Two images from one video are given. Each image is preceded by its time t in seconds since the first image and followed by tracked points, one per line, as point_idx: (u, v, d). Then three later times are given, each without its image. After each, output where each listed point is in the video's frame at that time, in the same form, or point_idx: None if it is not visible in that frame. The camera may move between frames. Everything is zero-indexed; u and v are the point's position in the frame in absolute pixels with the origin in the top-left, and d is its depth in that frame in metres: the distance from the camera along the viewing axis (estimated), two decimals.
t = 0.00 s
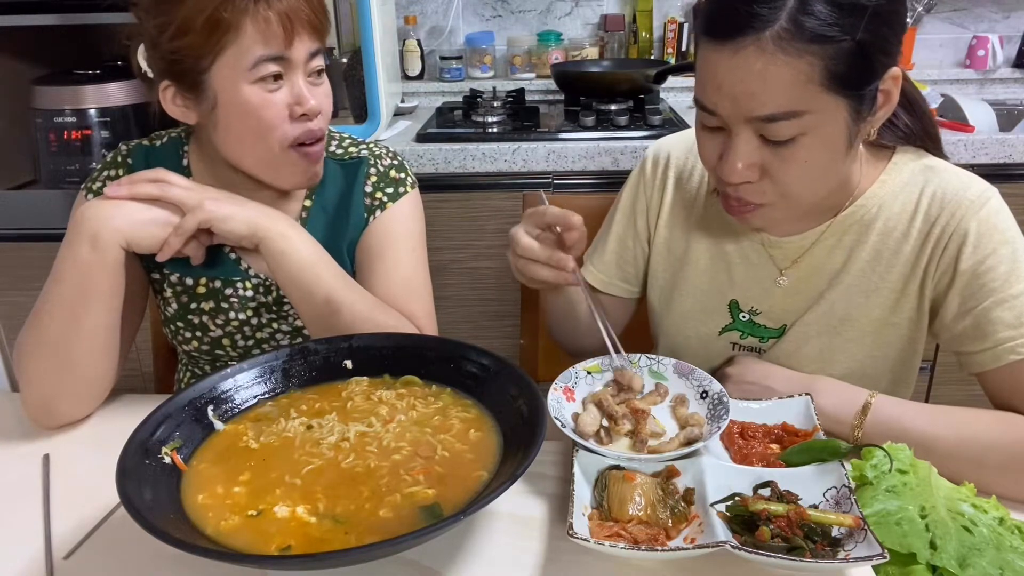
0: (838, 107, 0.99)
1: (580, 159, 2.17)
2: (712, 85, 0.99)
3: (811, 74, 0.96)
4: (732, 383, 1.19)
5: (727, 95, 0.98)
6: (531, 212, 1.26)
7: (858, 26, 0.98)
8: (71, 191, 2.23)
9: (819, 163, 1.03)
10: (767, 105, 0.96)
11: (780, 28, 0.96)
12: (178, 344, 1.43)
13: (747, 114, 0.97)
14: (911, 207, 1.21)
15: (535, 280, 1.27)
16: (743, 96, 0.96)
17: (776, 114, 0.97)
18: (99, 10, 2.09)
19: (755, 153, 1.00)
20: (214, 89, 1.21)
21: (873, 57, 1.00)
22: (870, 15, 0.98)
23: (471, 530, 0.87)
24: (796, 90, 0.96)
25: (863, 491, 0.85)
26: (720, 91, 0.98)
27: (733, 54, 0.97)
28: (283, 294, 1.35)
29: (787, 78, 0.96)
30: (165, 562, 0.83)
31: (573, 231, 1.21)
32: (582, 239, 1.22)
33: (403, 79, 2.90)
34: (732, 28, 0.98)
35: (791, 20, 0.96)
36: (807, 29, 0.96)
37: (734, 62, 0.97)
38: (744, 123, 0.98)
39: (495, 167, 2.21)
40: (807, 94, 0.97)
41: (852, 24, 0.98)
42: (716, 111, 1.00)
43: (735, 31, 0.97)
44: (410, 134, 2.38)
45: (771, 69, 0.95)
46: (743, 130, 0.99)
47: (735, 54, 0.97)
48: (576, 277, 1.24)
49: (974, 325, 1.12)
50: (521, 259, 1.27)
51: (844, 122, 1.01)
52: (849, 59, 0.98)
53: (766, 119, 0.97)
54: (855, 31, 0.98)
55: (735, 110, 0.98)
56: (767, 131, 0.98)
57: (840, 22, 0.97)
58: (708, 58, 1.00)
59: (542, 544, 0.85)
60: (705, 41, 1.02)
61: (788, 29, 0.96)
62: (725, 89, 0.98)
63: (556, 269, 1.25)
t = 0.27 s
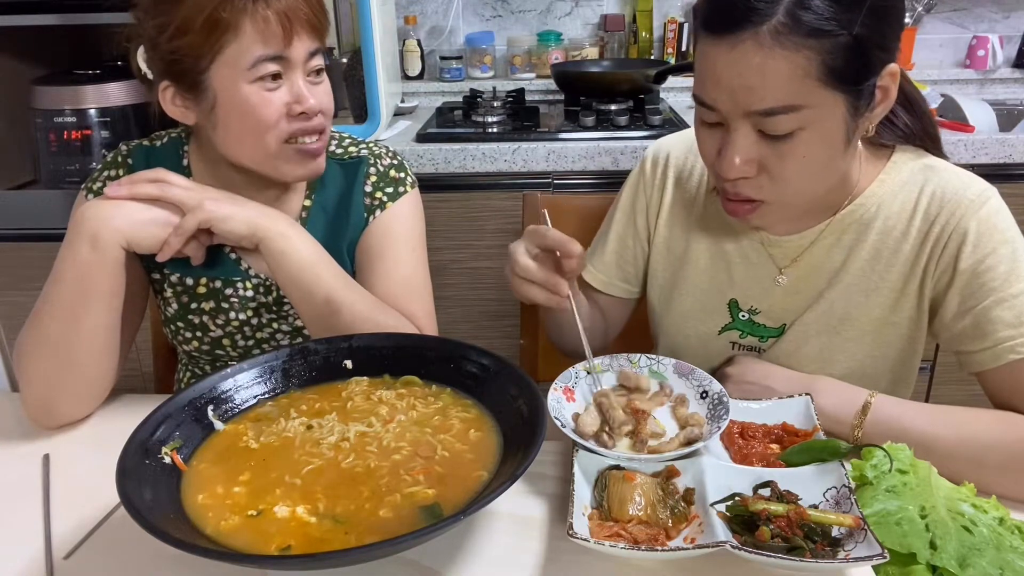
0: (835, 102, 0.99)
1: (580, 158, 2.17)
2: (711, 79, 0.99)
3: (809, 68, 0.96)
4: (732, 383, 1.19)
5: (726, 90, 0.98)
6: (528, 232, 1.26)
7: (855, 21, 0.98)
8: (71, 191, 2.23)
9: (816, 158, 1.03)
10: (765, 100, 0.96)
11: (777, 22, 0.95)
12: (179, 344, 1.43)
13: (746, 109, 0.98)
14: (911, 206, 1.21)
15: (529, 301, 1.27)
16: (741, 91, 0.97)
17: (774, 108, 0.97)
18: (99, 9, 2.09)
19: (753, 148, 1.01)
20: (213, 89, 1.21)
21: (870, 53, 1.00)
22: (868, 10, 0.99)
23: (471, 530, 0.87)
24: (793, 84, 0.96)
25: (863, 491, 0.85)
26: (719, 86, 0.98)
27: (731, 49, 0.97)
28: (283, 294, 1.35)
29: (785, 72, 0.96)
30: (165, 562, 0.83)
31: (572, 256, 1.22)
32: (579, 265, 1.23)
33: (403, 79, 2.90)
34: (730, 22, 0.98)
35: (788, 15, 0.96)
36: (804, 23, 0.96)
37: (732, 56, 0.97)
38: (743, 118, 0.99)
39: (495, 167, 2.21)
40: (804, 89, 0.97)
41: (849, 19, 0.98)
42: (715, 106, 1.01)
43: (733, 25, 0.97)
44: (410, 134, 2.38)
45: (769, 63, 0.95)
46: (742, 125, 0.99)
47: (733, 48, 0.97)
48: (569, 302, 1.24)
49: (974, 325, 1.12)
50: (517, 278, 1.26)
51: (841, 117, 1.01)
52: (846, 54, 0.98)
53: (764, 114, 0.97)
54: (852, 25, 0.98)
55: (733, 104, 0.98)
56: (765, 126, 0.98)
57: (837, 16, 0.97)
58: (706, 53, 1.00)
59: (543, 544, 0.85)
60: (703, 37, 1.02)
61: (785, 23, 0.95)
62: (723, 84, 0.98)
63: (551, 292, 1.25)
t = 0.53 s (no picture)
0: (839, 102, 0.99)
1: (580, 159, 2.17)
2: (713, 79, 0.99)
3: (812, 68, 0.96)
4: (732, 383, 1.19)
5: (728, 90, 0.98)
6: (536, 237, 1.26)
7: (859, 20, 0.98)
8: (71, 191, 2.23)
9: (821, 158, 1.03)
10: (769, 100, 0.96)
11: (780, 22, 0.95)
12: (179, 344, 1.43)
13: (748, 109, 0.97)
14: (911, 207, 1.21)
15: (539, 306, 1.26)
16: (744, 91, 0.97)
17: (777, 108, 0.97)
18: (99, 10, 2.09)
19: (756, 148, 1.01)
20: (212, 92, 1.21)
21: (873, 52, 1.00)
22: (871, 10, 0.99)
23: (471, 530, 0.87)
24: (797, 84, 0.96)
25: (863, 490, 0.85)
26: (721, 86, 0.98)
27: (734, 48, 0.97)
28: (283, 294, 1.35)
29: (788, 72, 0.96)
30: (165, 562, 0.83)
31: (580, 257, 1.21)
32: (586, 267, 1.22)
33: (403, 79, 2.90)
34: (733, 22, 0.98)
35: (791, 14, 0.96)
36: (808, 22, 0.96)
37: (735, 56, 0.97)
38: (745, 118, 0.98)
39: (495, 167, 2.21)
40: (808, 90, 0.97)
41: (853, 18, 0.98)
42: (718, 107, 1.00)
43: (734, 25, 0.97)
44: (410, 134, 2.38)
45: (772, 63, 0.95)
46: (745, 125, 0.99)
47: (737, 48, 0.97)
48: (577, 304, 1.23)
49: (974, 325, 1.12)
50: (524, 284, 1.26)
51: (848, 121, 1.01)
52: (851, 53, 0.98)
53: (767, 114, 0.97)
54: (856, 24, 0.98)
55: (736, 104, 0.98)
56: (768, 126, 0.98)
57: (841, 15, 0.97)
58: (709, 53, 1.00)
59: (543, 544, 0.85)
60: (706, 37, 1.02)
61: (788, 23, 0.95)
62: (726, 84, 0.98)
63: (558, 296, 1.24)
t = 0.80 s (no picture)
0: (845, 102, 0.99)
1: (580, 159, 2.17)
2: (718, 80, 0.99)
3: (818, 68, 0.96)
4: (732, 383, 1.19)
5: (733, 91, 0.98)
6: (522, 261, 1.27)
7: (864, 20, 0.99)
8: (71, 191, 2.23)
9: (827, 158, 1.03)
10: (774, 101, 0.96)
11: (786, 23, 0.96)
12: (179, 343, 1.43)
13: (754, 110, 0.97)
14: (911, 206, 1.21)
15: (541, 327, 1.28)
16: (750, 92, 0.96)
17: (783, 108, 0.96)
18: (99, 9, 2.09)
19: (762, 149, 1.00)
20: (212, 94, 1.21)
21: (878, 51, 1.00)
22: (875, 9, 1.00)
23: (471, 530, 0.87)
24: (802, 85, 0.96)
25: (863, 490, 0.85)
26: (726, 86, 0.98)
27: (739, 49, 0.97)
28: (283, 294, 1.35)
29: (794, 72, 0.96)
30: (165, 562, 0.83)
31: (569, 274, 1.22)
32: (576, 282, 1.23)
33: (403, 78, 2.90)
34: (739, 23, 0.98)
35: (797, 15, 0.96)
36: (813, 23, 0.96)
37: (741, 57, 0.97)
38: (750, 119, 0.98)
39: (495, 167, 2.21)
40: (814, 90, 0.97)
41: (858, 19, 0.98)
42: (722, 108, 1.00)
43: (740, 26, 0.97)
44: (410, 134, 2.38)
45: (778, 63, 0.95)
46: (750, 126, 0.99)
47: (742, 49, 0.97)
48: (576, 319, 1.24)
49: (974, 325, 1.12)
50: (521, 309, 1.27)
51: (852, 119, 1.01)
52: (857, 53, 0.98)
53: (773, 115, 0.97)
54: (861, 24, 0.99)
55: (741, 106, 0.98)
56: (774, 127, 0.98)
57: (846, 15, 0.98)
58: (714, 53, 1.00)
59: (543, 544, 0.85)
60: (710, 38, 1.02)
61: (795, 23, 0.96)
62: (731, 85, 0.97)
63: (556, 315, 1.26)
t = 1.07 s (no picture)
0: (846, 100, 0.99)
1: (580, 159, 2.17)
2: (719, 78, 0.99)
3: (820, 65, 0.96)
4: (732, 383, 1.19)
5: (735, 89, 0.98)
6: (518, 266, 1.28)
7: (865, 17, 0.99)
8: (71, 191, 2.23)
9: (829, 157, 1.03)
10: (776, 99, 0.96)
11: (788, 19, 0.96)
12: (179, 343, 1.43)
13: (756, 108, 0.97)
14: (912, 207, 1.21)
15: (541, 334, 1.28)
16: (752, 90, 0.96)
17: (784, 106, 0.97)
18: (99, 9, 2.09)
19: (763, 147, 1.00)
20: (211, 93, 1.21)
21: (881, 48, 1.00)
22: (878, 7, 1.00)
23: (471, 530, 0.87)
24: (804, 82, 0.96)
25: (863, 491, 0.85)
26: (728, 85, 0.98)
27: (741, 46, 0.97)
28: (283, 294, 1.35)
29: (796, 69, 0.96)
30: (165, 562, 0.83)
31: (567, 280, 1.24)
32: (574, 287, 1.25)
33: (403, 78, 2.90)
34: (740, 20, 0.98)
35: (799, 12, 0.96)
36: (815, 19, 0.96)
37: (743, 54, 0.97)
38: (752, 117, 0.98)
39: (495, 167, 2.21)
40: (816, 87, 0.97)
41: (859, 16, 0.98)
42: (724, 106, 1.00)
43: (743, 23, 0.97)
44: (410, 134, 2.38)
45: (780, 61, 0.95)
46: (752, 124, 0.99)
47: (745, 46, 0.97)
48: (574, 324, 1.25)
49: (975, 325, 1.12)
50: (518, 314, 1.27)
51: (854, 117, 1.01)
52: (858, 50, 0.98)
53: (774, 112, 0.97)
54: (863, 21, 0.99)
55: (742, 104, 0.98)
56: (776, 125, 0.98)
57: (847, 12, 0.98)
58: (715, 51, 1.00)
59: (543, 544, 0.85)
60: (711, 36, 1.02)
61: (797, 20, 0.96)
62: (733, 83, 0.98)
63: (554, 321, 1.26)
